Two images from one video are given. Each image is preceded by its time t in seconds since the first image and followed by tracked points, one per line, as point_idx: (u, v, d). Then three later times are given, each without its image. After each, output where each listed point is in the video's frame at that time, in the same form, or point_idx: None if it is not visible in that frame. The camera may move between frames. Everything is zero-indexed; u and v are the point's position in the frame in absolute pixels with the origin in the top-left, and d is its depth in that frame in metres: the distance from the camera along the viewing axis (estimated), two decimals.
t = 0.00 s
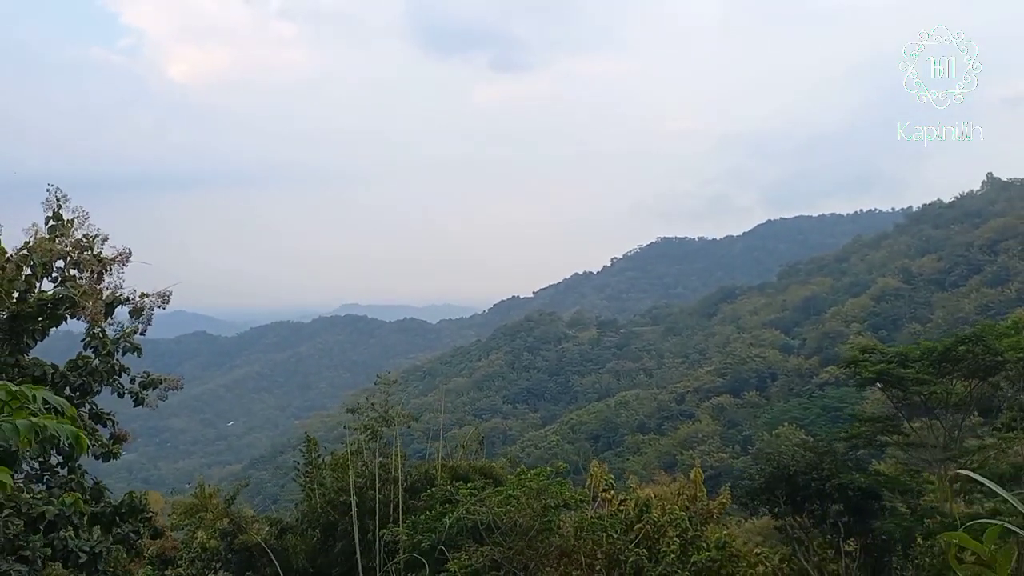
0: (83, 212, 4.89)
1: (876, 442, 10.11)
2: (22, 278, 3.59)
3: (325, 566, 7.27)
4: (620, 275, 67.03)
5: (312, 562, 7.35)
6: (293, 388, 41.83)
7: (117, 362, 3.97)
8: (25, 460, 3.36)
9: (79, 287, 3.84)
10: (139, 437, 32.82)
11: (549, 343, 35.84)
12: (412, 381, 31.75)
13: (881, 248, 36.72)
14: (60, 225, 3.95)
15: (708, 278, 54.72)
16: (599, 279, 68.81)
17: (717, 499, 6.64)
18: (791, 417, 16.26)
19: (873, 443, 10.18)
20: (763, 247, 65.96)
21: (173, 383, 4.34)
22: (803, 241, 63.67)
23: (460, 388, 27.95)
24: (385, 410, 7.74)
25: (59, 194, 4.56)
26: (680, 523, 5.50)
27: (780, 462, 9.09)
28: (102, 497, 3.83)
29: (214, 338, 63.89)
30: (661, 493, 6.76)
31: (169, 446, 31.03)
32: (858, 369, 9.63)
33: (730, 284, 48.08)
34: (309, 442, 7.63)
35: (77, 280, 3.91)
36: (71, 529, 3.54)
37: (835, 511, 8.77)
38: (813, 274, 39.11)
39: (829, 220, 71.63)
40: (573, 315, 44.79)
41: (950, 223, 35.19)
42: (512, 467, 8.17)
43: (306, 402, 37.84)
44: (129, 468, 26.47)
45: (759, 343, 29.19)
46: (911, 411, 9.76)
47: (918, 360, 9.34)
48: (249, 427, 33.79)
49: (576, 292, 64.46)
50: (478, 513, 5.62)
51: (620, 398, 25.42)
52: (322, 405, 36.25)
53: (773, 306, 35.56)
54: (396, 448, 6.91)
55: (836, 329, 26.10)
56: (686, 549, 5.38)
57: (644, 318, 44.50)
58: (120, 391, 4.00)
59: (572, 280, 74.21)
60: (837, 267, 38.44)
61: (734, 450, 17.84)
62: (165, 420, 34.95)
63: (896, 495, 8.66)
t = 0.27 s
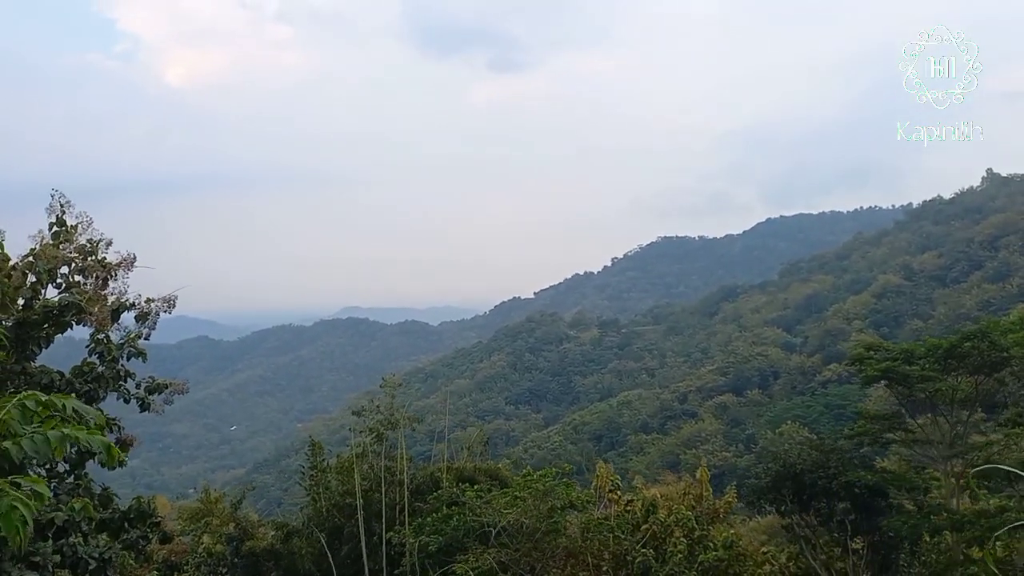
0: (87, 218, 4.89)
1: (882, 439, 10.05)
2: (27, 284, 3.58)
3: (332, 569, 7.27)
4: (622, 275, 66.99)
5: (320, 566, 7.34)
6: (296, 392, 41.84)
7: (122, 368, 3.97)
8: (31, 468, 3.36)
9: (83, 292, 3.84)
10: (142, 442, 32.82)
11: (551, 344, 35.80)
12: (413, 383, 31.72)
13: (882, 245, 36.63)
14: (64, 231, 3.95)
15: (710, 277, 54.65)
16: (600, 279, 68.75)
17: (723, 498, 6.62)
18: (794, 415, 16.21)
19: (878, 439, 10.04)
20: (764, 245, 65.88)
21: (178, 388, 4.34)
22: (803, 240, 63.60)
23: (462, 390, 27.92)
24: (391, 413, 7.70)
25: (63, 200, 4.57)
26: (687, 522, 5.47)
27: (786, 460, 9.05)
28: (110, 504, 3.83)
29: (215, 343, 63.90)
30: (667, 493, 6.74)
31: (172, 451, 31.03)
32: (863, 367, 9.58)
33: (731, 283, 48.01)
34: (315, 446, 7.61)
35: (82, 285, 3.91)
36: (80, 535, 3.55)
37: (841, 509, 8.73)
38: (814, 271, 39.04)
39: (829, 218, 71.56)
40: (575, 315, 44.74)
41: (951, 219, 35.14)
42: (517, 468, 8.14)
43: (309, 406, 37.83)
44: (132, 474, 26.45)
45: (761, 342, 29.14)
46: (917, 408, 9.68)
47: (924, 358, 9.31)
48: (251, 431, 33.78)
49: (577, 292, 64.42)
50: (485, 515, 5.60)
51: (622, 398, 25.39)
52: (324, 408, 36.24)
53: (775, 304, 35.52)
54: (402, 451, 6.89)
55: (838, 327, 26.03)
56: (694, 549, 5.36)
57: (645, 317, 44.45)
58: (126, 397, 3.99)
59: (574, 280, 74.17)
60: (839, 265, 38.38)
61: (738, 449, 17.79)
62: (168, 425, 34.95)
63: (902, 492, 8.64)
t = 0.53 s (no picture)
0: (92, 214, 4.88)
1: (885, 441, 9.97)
2: (34, 280, 3.58)
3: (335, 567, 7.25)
4: (624, 274, 66.94)
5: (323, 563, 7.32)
6: (298, 390, 41.88)
7: (127, 363, 3.96)
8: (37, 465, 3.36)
9: (90, 288, 3.84)
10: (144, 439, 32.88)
11: (553, 343, 35.77)
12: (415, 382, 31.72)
13: (885, 246, 36.53)
14: (70, 225, 3.95)
15: (713, 277, 54.56)
16: (603, 279, 68.71)
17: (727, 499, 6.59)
18: (796, 416, 16.16)
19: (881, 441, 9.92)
20: (766, 246, 65.78)
21: (184, 384, 4.33)
22: (807, 241, 63.49)
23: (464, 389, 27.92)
24: (395, 412, 7.65)
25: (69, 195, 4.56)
26: (691, 522, 5.46)
27: (791, 462, 9.01)
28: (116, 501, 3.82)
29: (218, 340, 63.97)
30: (671, 493, 6.71)
31: (174, 448, 31.07)
32: (868, 368, 9.54)
33: (733, 283, 47.93)
34: (318, 444, 7.59)
35: (88, 280, 3.90)
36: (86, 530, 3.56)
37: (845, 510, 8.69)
38: (817, 272, 38.97)
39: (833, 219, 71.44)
40: (577, 315, 44.72)
41: (954, 221, 35.04)
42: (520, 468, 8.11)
43: (311, 404, 37.86)
44: (133, 470, 26.47)
45: (763, 343, 29.08)
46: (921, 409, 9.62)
47: (929, 359, 9.28)
48: (253, 428, 33.80)
49: (580, 292, 64.36)
50: (489, 514, 5.57)
51: (624, 398, 25.37)
52: (326, 406, 36.26)
53: (777, 305, 35.47)
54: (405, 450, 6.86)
55: (840, 328, 25.97)
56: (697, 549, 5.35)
57: (648, 317, 44.41)
58: (132, 393, 3.99)
59: (576, 280, 74.13)
60: (842, 266, 38.31)
61: (740, 450, 17.76)
62: (170, 422, 34.99)
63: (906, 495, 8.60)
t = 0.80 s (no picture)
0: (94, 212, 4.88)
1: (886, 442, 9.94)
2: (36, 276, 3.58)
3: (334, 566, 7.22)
4: (622, 275, 66.96)
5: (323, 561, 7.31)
6: (296, 389, 41.86)
7: (128, 360, 3.96)
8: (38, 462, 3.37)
9: (91, 285, 3.83)
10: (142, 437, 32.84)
11: (550, 343, 35.77)
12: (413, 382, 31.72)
13: (883, 248, 36.56)
14: (72, 222, 3.95)
15: (711, 278, 54.60)
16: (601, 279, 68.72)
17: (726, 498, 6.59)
18: (793, 417, 16.16)
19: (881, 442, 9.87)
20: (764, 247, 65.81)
21: (184, 383, 4.33)
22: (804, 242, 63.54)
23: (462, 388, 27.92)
24: (395, 411, 7.60)
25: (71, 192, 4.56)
26: (690, 522, 5.45)
27: (791, 462, 8.99)
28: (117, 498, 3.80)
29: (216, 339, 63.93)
30: (670, 494, 6.71)
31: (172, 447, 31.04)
32: (868, 369, 9.53)
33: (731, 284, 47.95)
34: (317, 442, 7.56)
35: (89, 277, 3.90)
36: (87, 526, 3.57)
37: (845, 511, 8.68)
38: (815, 274, 39.00)
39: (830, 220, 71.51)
40: (575, 315, 44.72)
41: (952, 223, 35.07)
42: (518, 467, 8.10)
43: (309, 403, 37.86)
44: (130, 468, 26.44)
45: (761, 343, 29.09)
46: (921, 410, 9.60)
47: (929, 360, 9.28)
48: (250, 426, 33.76)
49: (578, 292, 64.38)
50: (488, 515, 5.56)
51: (622, 398, 25.38)
52: (324, 406, 36.25)
53: (775, 306, 35.48)
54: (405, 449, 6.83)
55: (838, 329, 25.99)
56: (696, 549, 5.34)
57: (646, 318, 44.42)
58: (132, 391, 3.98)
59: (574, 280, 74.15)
60: (839, 267, 38.35)
61: (736, 450, 17.77)
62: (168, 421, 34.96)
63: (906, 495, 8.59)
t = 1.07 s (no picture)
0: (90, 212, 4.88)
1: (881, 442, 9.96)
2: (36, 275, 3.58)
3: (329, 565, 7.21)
4: (617, 275, 67.02)
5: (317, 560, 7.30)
6: (290, 389, 41.82)
7: (126, 361, 3.96)
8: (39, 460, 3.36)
9: (89, 283, 3.83)
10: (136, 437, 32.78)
11: (545, 343, 35.80)
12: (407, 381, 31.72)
13: (876, 248, 36.67)
14: (70, 221, 3.95)
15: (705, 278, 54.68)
16: (596, 279, 68.79)
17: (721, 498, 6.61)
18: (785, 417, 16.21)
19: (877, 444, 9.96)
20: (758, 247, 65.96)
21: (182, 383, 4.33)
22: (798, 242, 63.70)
23: (455, 388, 27.92)
24: (391, 411, 7.54)
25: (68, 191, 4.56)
26: (686, 522, 5.46)
27: (786, 462, 9.00)
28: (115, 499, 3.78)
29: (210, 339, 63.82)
30: (665, 494, 6.72)
31: (165, 447, 30.99)
32: (863, 370, 9.54)
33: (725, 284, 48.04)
34: (313, 442, 7.53)
35: (88, 276, 3.90)
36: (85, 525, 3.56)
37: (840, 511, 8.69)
38: (808, 274, 39.11)
39: (824, 221, 71.71)
40: (569, 315, 44.74)
41: (945, 223, 35.18)
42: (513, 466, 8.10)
43: (303, 403, 37.81)
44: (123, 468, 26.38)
45: (755, 344, 29.16)
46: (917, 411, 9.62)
47: (925, 361, 9.31)
48: (243, 426, 33.68)
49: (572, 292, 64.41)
50: (485, 515, 5.56)
51: (616, 398, 25.41)
52: (318, 406, 36.22)
53: (769, 306, 35.58)
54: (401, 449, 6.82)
55: (831, 329, 26.05)
56: (692, 548, 5.36)
57: (640, 318, 44.47)
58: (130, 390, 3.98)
59: (569, 280, 74.21)
60: (833, 267, 38.46)
61: (729, 450, 17.81)
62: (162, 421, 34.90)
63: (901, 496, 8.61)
